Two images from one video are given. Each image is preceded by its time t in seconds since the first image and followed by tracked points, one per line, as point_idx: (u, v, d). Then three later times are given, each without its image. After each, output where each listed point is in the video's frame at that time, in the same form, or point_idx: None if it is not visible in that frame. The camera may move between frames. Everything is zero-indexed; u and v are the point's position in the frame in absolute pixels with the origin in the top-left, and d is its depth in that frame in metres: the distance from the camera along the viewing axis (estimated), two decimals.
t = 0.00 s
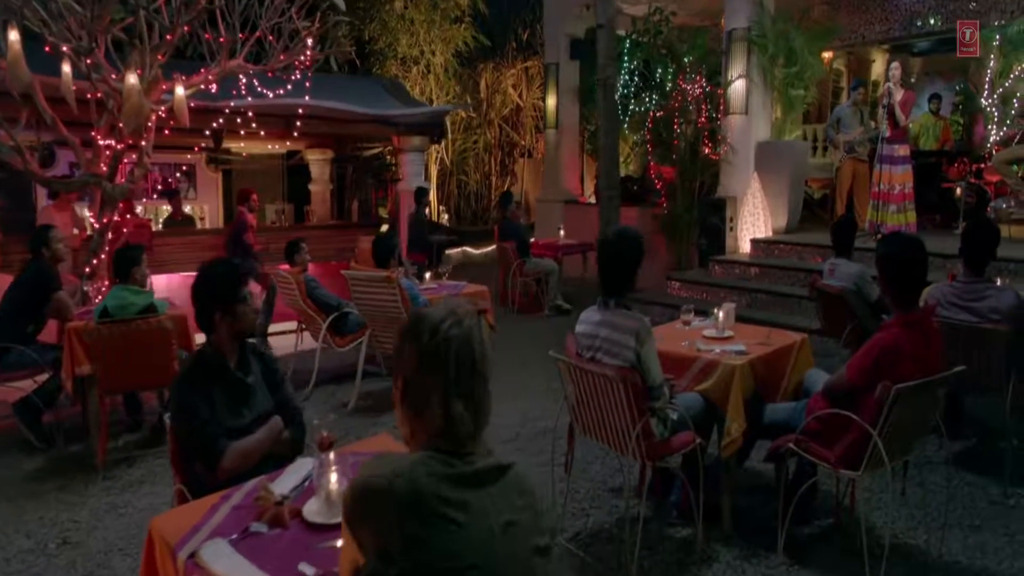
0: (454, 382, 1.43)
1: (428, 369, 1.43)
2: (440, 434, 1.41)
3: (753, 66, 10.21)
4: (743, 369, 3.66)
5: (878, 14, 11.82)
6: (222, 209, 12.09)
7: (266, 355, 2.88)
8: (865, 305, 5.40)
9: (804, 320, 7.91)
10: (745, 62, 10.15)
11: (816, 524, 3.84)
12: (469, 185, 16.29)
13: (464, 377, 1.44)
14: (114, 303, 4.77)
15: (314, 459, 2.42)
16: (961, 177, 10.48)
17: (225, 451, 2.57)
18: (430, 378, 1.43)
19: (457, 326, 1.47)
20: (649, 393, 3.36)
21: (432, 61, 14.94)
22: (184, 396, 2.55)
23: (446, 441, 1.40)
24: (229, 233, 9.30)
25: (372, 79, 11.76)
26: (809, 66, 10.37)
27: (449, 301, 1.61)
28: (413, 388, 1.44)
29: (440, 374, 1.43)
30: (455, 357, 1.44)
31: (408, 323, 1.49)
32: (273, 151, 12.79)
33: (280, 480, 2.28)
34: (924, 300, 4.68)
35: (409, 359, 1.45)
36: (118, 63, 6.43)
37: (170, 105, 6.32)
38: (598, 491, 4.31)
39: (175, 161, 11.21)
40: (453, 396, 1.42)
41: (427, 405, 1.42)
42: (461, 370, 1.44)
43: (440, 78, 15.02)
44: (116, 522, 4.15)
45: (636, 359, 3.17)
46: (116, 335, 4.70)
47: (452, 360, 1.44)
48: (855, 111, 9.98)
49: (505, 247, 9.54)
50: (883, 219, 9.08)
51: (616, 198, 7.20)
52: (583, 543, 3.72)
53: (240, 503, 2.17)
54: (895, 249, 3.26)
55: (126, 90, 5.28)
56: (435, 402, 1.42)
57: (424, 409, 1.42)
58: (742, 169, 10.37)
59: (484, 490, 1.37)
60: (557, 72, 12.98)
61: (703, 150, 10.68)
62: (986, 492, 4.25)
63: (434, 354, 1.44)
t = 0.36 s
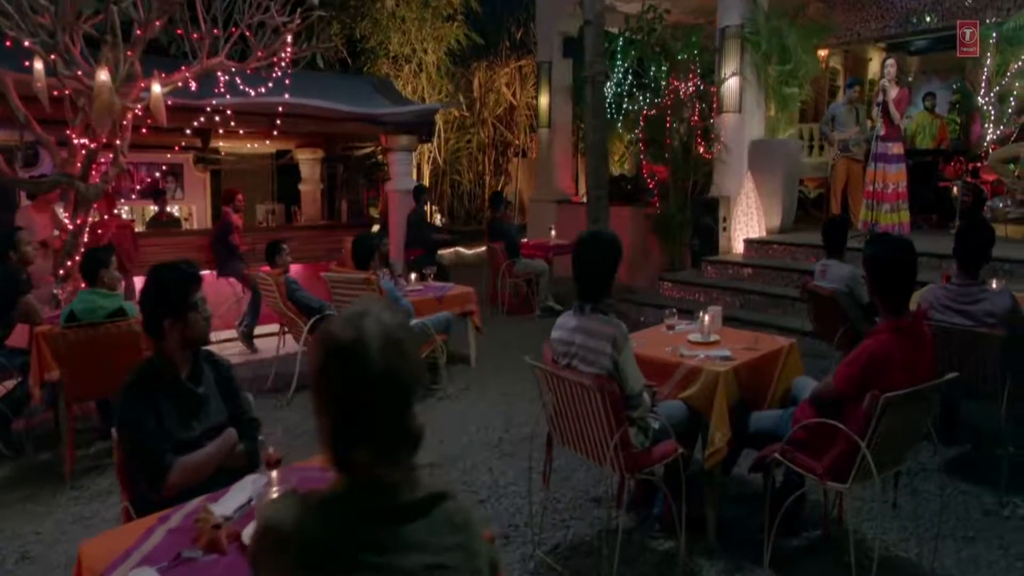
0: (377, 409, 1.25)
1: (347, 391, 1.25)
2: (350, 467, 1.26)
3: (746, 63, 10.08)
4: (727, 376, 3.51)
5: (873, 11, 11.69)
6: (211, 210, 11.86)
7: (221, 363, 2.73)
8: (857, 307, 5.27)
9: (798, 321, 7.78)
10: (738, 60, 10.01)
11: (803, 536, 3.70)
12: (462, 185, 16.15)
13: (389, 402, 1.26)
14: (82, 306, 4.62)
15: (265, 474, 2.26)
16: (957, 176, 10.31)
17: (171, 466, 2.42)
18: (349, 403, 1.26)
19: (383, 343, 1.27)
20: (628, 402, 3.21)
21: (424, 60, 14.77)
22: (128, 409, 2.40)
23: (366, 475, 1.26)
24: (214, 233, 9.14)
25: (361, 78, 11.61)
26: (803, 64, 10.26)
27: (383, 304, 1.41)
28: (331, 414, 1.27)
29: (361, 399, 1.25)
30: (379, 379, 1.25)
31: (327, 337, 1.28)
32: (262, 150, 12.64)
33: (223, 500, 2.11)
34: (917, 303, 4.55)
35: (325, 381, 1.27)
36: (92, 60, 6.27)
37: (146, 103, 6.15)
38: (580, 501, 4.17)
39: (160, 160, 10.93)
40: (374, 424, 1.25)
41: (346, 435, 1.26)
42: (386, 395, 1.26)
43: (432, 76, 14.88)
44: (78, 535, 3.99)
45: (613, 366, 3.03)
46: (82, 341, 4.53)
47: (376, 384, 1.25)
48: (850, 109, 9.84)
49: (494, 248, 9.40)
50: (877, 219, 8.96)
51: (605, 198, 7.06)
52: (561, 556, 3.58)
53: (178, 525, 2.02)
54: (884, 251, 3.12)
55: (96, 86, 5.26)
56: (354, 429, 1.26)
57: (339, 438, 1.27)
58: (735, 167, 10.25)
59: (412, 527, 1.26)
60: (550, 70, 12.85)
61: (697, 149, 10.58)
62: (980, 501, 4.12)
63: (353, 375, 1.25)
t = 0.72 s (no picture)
0: (266, 429, 1.18)
1: (236, 411, 1.19)
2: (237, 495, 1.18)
3: (737, 60, 9.95)
4: (707, 384, 3.36)
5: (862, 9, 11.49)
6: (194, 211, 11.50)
7: (163, 374, 2.57)
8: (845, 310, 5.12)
9: (788, 323, 7.64)
10: (729, 57, 9.88)
11: (787, 550, 3.55)
12: (453, 185, 15.98)
13: (279, 422, 1.19)
14: (40, 312, 4.48)
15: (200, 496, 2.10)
16: (950, 174, 10.27)
17: (103, 485, 2.26)
18: (236, 424, 1.19)
19: (276, 358, 1.20)
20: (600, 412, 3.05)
21: (414, 58, 14.48)
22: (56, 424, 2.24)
23: (253, 511, 1.17)
24: (195, 234, 8.97)
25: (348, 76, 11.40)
26: (794, 62, 10.13)
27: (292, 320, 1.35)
28: (218, 438, 1.20)
29: (249, 419, 1.18)
30: (269, 397, 1.18)
31: (220, 351, 1.23)
32: (248, 149, 12.44)
33: (150, 526, 1.96)
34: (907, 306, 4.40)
35: (213, 399, 1.20)
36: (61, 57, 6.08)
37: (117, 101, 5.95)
38: (556, 512, 4.01)
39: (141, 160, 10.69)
40: (264, 448, 1.18)
41: (235, 460, 1.19)
42: (277, 415, 1.18)
43: (421, 75, 14.55)
44: (31, 550, 3.83)
45: (583, 375, 2.88)
46: (42, 346, 4.33)
47: (262, 401, 1.18)
48: (843, 107, 9.69)
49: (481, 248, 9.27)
50: (868, 218, 8.84)
51: (591, 198, 6.91)
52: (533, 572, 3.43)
53: (98, 554, 1.86)
54: (871, 254, 2.95)
55: (60, 83, 5.25)
56: (244, 454, 1.19)
57: (229, 466, 1.20)
58: (726, 166, 10.11)
59: (313, 570, 1.16)
60: (540, 69, 12.71)
61: (689, 148, 10.46)
62: (972, 511, 3.97)
63: (242, 393, 1.18)
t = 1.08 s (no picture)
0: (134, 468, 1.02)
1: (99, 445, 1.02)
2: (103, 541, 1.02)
3: (727, 58, 9.76)
4: (683, 393, 3.20)
5: (858, 6, 11.61)
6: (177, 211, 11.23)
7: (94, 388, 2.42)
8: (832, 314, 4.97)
9: (776, 325, 7.51)
10: (718, 55, 9.71)
11: (768, 566, 3.40)
12: (442, 185, 15.83)
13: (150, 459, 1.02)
14: None
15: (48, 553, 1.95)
16: (942, 173, 10.06)
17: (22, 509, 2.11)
18: (101, 461, 1.02)
19: (147, 389, 1.04)
20: (568, 425, 2.90)
21: (401, 57, 14.18)
22: None
23: (114, 558, 1.03)
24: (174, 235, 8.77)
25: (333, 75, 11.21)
26: (784, 59, 10.01)
27: (182, 339, 1.18)
28: (77, 474, 1.03)
29: (114, 456, 1.01)
30: (138, 430, 1.02)
31: (86, 373, 1.06)
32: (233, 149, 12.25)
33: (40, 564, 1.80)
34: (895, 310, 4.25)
35: (71, 431, 1.03)
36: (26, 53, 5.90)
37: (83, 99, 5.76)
38: (530, 526, 3.86)
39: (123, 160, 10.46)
40: (128, 490, 1.02)
41: (101, 502, 1.02)
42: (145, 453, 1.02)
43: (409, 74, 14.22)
44: None
45: (549, 386, 2.72)
46: None
47: (131, 434, 1.02)
48: (833, 105, 9.54)
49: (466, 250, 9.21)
50: (857, 217, 8.75)
51: (575, 199, 6.77)
52: None
53: None
54: (851, 257, 2.78)
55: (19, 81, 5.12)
56: (110, 495, 1.02)
57: (90, 509, 1.03)
58: (716, 166, 9.97)
59: None
60: (528, 67, 12.57)
61: (679, 147, 10.32)
62: (960, 523, 3.83)
63: (103, 425, 1.01)
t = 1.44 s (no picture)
0: None
1: None
2: None
3: (714, 57, 9.62)
4: (657, 405, 3.05)
5: (850, 6, 11.64)
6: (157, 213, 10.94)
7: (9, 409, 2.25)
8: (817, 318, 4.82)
9: (763, 328, 7.38)
10: (705, 55, 9.55)
11: None
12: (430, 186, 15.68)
13: None
14: None
15: None
16: (931, 174, 10.04)
17: None
18: None
19: None
20: (531, 440, 2.74)
21: (388, 57, 14.08)
22: None
23: None
24: (149, 237, 8.50)
25: (316, 75, 10.99)
26: (772, 58, 9.90)
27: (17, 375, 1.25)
28: None
29: None
30: None
31: None
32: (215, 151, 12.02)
33: None
34: (879, 316, 4.11)
35: None
36: None
37: (45, 97, 5.56)
38: (500, 542, 3.69)
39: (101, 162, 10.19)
40: None
41: None
42: None
43: (394, 75, 14.13)
44: None
45: (509, 400, 2.56)
46: None
47: None
48: (822, 105, 9.41)
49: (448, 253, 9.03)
50: (846, 219, 8.64)
51: (556, 201, 6.61)
52: None
53: None
54: (831, 265, 2.62)
55: None
56: None
57: None
58: (703, 167, 9.83)
59: None
60: (515, 67, 12.43)
61: (668, 149, 10.20)
62: (948, 537, 3.69)
63: None
